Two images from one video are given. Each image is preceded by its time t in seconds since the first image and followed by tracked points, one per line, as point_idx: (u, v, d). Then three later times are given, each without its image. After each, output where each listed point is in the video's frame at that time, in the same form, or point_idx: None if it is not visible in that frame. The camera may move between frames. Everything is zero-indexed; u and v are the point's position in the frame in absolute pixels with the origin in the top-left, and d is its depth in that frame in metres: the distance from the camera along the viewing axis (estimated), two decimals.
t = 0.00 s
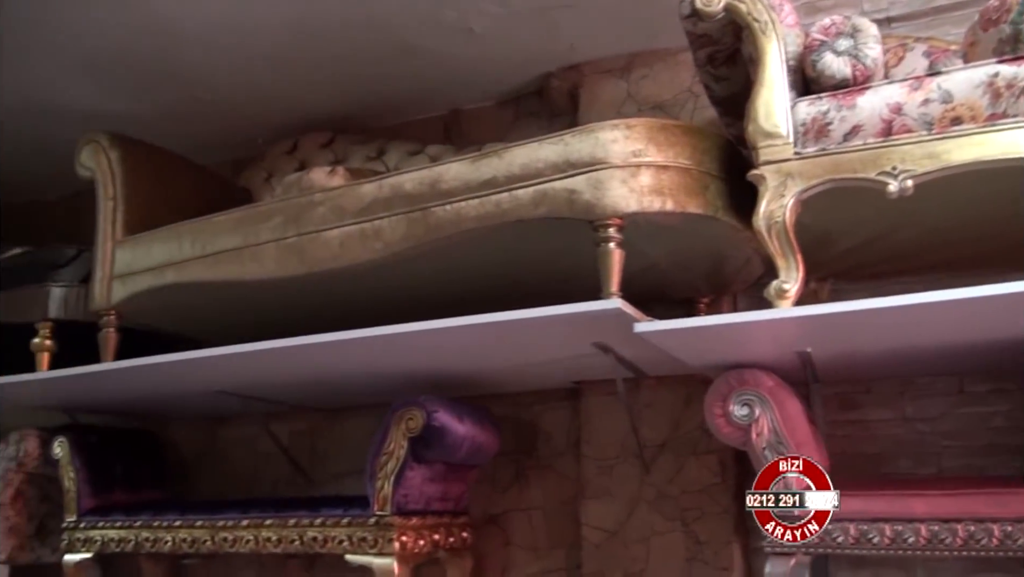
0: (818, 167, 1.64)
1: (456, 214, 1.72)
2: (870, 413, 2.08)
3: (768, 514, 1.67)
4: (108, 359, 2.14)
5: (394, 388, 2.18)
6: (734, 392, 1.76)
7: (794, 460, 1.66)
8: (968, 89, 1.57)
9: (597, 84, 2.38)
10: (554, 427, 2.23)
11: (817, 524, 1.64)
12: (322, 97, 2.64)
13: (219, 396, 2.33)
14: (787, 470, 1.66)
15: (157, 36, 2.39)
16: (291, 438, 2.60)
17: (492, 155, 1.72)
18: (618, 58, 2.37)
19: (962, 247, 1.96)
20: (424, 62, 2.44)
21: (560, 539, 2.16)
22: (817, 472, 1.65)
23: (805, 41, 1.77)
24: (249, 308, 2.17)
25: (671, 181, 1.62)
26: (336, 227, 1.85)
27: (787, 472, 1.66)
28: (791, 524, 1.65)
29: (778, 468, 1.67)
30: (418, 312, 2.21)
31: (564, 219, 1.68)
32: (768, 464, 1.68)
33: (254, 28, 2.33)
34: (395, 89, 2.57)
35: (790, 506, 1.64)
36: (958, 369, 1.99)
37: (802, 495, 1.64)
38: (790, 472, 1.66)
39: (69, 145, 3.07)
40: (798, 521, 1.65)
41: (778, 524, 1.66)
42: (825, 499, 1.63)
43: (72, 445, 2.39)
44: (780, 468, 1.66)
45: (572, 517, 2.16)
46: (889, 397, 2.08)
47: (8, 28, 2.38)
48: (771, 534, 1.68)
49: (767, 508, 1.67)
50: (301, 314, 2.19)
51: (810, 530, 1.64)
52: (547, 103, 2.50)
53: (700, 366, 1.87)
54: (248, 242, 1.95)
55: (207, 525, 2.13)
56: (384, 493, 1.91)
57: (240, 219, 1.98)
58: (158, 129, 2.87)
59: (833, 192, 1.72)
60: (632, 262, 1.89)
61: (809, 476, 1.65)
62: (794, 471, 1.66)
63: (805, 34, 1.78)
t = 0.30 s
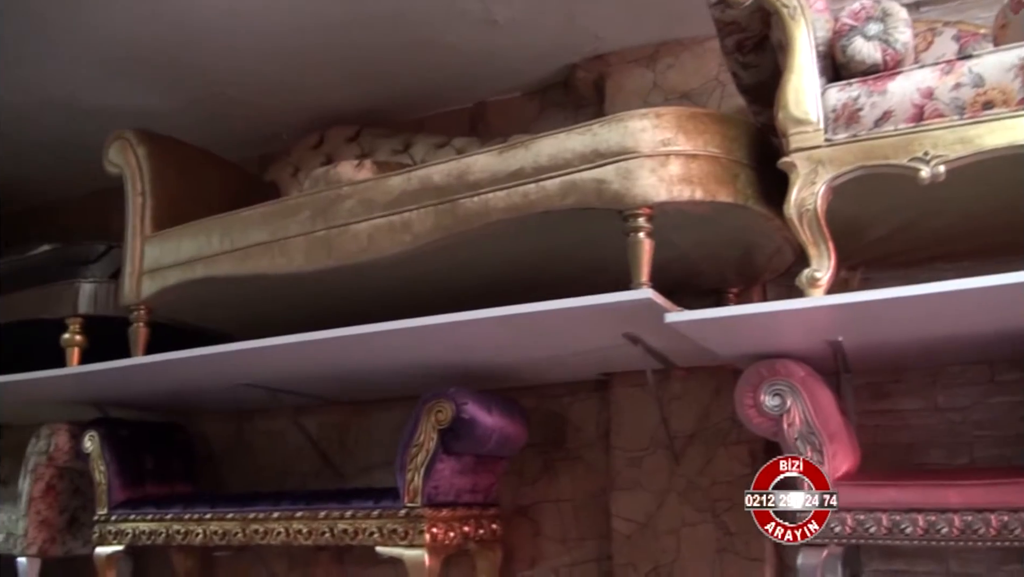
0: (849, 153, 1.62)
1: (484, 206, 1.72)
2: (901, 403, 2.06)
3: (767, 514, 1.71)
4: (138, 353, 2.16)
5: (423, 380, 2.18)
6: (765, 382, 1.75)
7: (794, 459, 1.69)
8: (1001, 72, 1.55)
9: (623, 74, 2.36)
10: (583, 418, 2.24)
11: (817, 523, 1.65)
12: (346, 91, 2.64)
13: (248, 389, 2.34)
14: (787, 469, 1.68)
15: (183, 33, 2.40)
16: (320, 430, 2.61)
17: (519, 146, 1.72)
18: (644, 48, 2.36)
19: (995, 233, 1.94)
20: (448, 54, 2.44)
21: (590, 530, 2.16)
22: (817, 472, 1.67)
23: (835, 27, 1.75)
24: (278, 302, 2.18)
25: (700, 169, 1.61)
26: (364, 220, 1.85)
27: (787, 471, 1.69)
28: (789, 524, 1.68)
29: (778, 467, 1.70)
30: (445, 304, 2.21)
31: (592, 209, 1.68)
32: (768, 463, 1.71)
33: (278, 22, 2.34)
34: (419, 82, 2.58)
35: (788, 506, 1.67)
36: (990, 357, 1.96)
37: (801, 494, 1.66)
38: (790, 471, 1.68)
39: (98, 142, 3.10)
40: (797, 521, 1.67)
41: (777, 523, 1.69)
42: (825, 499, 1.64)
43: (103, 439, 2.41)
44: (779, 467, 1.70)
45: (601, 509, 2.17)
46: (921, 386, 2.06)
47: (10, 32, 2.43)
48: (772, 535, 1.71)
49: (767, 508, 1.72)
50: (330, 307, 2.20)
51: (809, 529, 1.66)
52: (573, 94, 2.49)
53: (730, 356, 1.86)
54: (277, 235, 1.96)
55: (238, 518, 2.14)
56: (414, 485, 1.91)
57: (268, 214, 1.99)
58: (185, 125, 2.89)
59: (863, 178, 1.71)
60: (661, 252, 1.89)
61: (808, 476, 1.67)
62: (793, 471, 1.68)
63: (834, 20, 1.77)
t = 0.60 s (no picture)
0: (871, 143, 1.61)
1: (504, 199, 1.71)
2: (924, 394, 2.05)
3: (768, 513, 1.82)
4: (160, 350, 2.17)
5: (444, 375, 2.19)
6: (789, 375, 1.74)
7: (794, 460, 1.77)
8: None
9: (643, 66, 2.35)
10: (604, 413, 2.24)
11: (815, 524, 1.68)
12: (364, 87, 2.65)
13: (269, 385, 2.35)
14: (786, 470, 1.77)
15: (201, 31, 2.41)
16: (340, 425, 2.62)
17: (539, 140, 1.71)
18: (664, 39, 2.35)
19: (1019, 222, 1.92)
20: (466, 49, 2.44)
21: (612, 524, 2.17)
22: (815, 473, 1.71)
23: (857, 15, 1.71)
24: (299, 297, 2.19)
25: (722, 161, 1.60)
26: (385, 215, 1.85)
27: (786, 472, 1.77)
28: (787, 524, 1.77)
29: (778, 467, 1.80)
30: (465, 299, 2.21)
31: (613, 201, 1.67)
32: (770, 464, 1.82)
33: (295, 19, 2.34)
34: (437, 78, 2.58)
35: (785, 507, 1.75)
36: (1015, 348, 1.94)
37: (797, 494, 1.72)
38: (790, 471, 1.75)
39: (118, 141, 3.12)
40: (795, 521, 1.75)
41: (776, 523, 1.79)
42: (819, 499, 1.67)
43: (125, 436, 2.43)
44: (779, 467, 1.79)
45: (623, 503, 2.17)
46: (944, 378, 2.04)
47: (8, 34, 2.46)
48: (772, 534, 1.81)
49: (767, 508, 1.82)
50: (351, 303, 2.21)
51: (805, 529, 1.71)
52: (592, 87, 2.48)
53: (752, 348, 1.85)
54: (297, 231, 1.96)
55: (260, 513, 2.15)
56: (436, 480, 1.92)
57: (287, 210, 1.99)
58: (205, 122, 2.91)
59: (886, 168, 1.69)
60: (682, 244, 1.88)
61: (805, 476, 1.72)
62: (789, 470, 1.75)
63: (856, 7, 1.72)
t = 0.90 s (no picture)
0: (891, 133, 1.60)
1: (522, 193, 1.71)
2: (945, 387, 2.03)
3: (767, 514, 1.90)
4: (179, 348, 2.18)
5: (463, 370, 2.19)
6: (809, 368, 1.73)
7: (795, 461, 1.91)
8: None
9: (660, 59, 2.34)
10: (623, 407, 2.26)
11: (816, 522, 1.88)
12: (380, 84, 2.65)
13: (288, 381, 2.36)
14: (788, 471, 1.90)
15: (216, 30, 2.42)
16: (359, 421, 2.63)
17: (556, 133, 1.70)
18: (681, 32, 2.33)
19: None
20: (480, 44, 2.43)
21: (632, 518, 2.19)
22: (815, 475, 1.88)
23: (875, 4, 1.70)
24: (317, 294, 2.20)
25: (741, 153, 1.59)
26: (403, 210, 1.85)
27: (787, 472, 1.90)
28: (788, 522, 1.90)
29: (779, 468, 1.91)
30: (483, 294, 2.21)
31: (632, 194, 1.66)
32: (769, 464, 1.91)
33: (310, 16, 2.34)
34: (452, 74, 2.58)
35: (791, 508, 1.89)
36: None
37: (801, 494, 1.88)
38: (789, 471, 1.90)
39: (135, 139, 3.13)
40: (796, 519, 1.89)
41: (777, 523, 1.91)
42: (821, 499, 1.86)
43: (144, 433, 2.45)
44: (780, 467, 1.91)
45: (643, 497, 2.18)
46: (965, 370, 2.02)
47: (6, 25, 2.43)
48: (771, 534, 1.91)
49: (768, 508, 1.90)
50: (369, 299, 2.22)
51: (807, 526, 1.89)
52: (609, 80, 2.48)
53: (772, 341, 1.84)
54: (315, 228, 1.96)
55: (280, 508, 2.16)
56: (456, 475, 1.92)
57: (305, 206, 1.99)
58: (221, 119, 2.92)
59: (906, 158, 1.68)
60: (702, 236, 1.88)
61: (806, 476, 1.88)
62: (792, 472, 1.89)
63: None
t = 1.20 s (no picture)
0: (915, 119, 1.58)
1: (543, 183, 1.70)
2: (969, 376, 2.01)
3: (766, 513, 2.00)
4: (200, 340, 2.20)
5: (484, 361, 2.19)
6: (832, 357, 1.72)
7: (795, 461, 2.00)
8: None
9: (680, 48, 2.32)
10: (645, 398, 2.26)
11: (813, 522, 1.95)
12: (397, 76, 2.65)
13: (309, 373, 2.37)
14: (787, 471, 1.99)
15: (235, 23, 2.42)
16: (379, 412, 2.64)
17: (577, 123, 1.70)
18: (701, 20, 2.32)
19: None
20: (498, 35, 2.43)
21: (654, 509, 2.19)
22: (813, 476, 1.97)
23: None
24: (338, 286, 2.20)
25: (764, 141, 1.58)
26: (423, 201, 1.85)
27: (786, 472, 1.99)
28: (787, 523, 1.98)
29: (779, 467, 2.01)
30: (503, 285, 2.21)
31: (654, 183, 1.65)
32: (770, 463, 2.01)
33: (327, 8, 2.34)
34: (470, 65, 2.58)
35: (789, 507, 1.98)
36: None
37: (799, 494, 1.97)
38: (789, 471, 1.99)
39: (153, 133, 3.15)
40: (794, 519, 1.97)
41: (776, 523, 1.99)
42: (819, 499, 1.95)
43: (166, 425, 2.47)
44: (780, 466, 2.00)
45: (665, 487, 2.19)
46: (989, 360, 2.00)
47: (20, 21, 2.44)
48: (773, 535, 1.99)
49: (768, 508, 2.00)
50: (389, 291, 2.22)
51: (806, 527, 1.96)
52: (628, 70, 2.46)
53: (794, 330, 1.83)
54: (336, 220, 1.97)
55: (302, 500, 2.17)
56: (477, 466, 1.92)
57: (325, 198, 2.00)
58: (239, 113, 2.93)
59: (930, 145, 1.66)
60: (724, 225, 1.87)
61: (805, 477, 1.97)
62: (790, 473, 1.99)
63: None
